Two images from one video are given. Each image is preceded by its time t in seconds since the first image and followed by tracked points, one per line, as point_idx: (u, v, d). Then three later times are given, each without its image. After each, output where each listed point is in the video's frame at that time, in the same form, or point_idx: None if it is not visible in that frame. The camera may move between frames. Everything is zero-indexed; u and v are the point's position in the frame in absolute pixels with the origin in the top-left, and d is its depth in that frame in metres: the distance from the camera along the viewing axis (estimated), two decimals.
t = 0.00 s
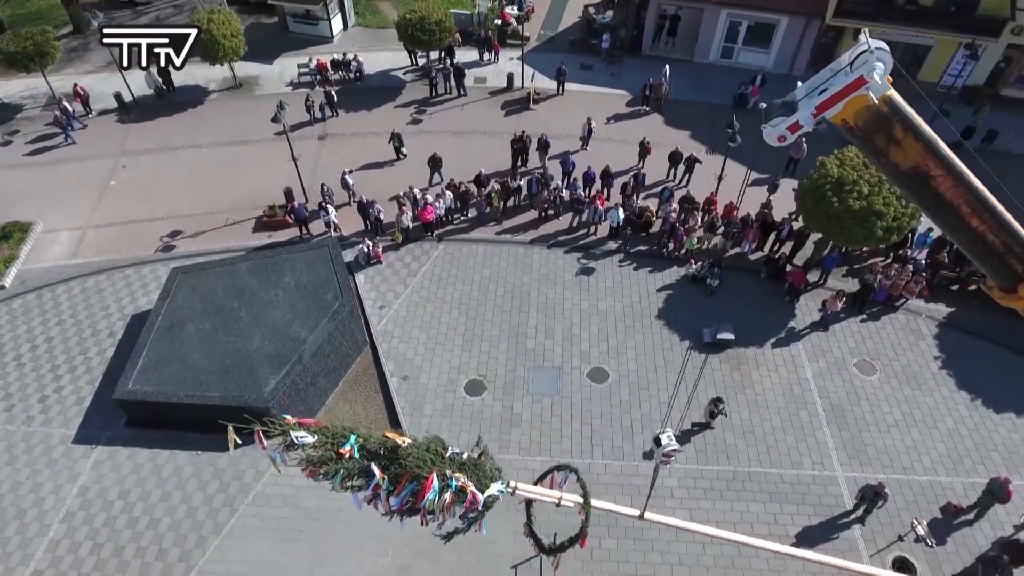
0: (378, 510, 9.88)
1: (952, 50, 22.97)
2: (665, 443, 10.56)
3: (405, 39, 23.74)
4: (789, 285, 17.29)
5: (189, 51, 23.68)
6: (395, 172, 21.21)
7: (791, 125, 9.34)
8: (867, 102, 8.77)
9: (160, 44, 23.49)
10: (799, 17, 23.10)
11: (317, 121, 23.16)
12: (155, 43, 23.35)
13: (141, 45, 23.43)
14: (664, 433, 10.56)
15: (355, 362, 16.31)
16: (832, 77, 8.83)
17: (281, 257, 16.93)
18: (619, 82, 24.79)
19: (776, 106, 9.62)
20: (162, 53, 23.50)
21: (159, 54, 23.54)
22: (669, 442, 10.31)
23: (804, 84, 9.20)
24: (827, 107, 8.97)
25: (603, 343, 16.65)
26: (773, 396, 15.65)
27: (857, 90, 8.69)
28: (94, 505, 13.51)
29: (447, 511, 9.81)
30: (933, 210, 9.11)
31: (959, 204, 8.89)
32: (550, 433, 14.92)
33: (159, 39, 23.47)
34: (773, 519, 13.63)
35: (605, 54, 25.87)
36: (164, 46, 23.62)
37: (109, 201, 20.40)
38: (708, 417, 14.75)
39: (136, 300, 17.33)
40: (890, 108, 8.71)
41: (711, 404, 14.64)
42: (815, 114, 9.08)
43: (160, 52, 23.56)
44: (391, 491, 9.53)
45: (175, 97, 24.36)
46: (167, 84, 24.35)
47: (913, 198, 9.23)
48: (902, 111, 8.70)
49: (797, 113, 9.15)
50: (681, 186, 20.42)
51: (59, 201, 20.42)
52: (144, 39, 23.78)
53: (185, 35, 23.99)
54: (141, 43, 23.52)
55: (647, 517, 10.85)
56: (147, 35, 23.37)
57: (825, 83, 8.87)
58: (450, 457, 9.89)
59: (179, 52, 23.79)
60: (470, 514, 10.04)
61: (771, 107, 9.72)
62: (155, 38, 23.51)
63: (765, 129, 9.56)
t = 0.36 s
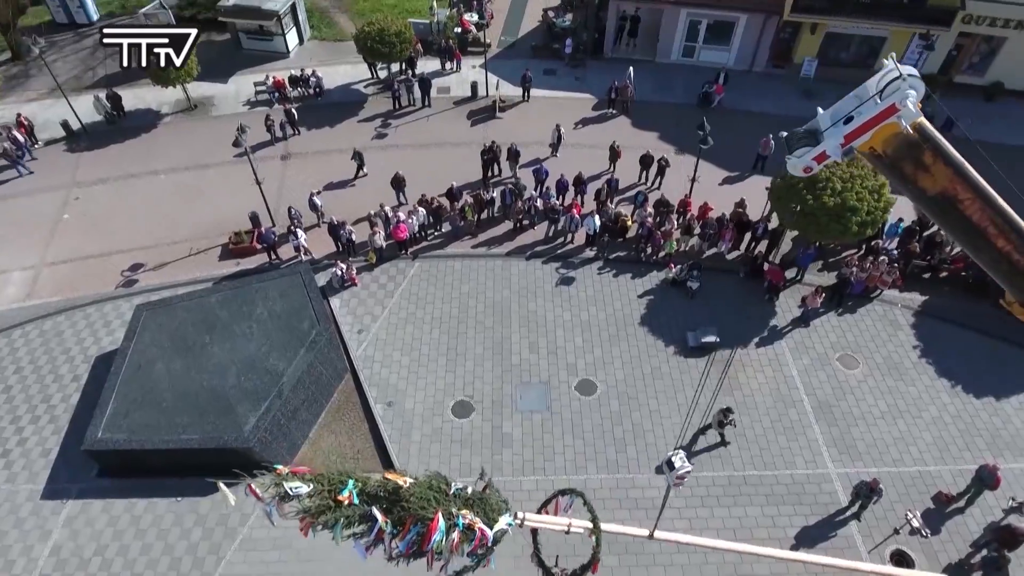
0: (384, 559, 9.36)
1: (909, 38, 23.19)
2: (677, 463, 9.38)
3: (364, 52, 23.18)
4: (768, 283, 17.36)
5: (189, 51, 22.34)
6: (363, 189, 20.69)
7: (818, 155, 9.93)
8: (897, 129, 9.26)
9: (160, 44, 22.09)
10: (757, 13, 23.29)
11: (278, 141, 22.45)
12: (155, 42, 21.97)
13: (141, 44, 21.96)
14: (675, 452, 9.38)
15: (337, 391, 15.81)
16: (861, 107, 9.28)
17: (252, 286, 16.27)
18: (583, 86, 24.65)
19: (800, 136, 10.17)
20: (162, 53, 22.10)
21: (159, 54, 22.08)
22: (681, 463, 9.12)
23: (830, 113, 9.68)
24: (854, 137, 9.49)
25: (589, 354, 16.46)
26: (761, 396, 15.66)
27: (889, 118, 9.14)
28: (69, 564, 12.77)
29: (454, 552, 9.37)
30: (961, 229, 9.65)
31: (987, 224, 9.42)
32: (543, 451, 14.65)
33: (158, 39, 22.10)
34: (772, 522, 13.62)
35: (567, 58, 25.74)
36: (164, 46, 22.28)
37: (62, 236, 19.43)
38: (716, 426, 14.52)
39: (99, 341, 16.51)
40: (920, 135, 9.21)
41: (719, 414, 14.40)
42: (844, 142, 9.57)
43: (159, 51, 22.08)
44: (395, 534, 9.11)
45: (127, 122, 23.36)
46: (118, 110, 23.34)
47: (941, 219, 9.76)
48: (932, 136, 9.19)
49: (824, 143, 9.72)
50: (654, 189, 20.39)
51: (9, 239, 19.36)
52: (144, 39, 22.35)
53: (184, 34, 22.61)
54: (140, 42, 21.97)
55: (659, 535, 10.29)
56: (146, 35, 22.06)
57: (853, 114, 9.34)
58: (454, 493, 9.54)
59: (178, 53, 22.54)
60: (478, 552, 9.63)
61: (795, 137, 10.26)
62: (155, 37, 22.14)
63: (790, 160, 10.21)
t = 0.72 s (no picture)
0: None
1: (864, 31, 23.51)
2: (693, 487, 9.86)
3: (323, 67, 22.56)
4: (748, 282, 17.42)
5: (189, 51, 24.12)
6: (332, 209, 20.12)
7: (852, 187, 10.08)
8: (936, 158, 9.26)
9: (161, 44, 23.93)
10: (716, 12, 23.38)
11: (239, 163, 21.70)
12: (156, 43, 23.80)
13: (142, 44, 23.86)
14: (692, 476, 9.85)
15: (319, 423, 15.29)
16: (897, 137, 9.36)
17: (223, 319, 15.58)
18: (548, 91, 24.45)
19: (831, 169, 10.32)
20: (162, 53, 24.12)
21: (159, 53, 24.06)
22: (698, 487, 9.56)
23: (863, 145, 9.80)
24: (891, 166, 9.56)
25: (575, 366, 16.26)
26: (750, 397, 15.67)
27: (929, 148, 9.21)
28: None
29: None
30: (1000, 264, 9.18)
31: None
32: (537, 470, 14.39)
33: (159, 38, 23.82)
34: (771, 524, 13.60)
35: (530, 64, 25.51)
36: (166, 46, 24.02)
37: (14, 277, 18.41)
38: (728, 435, 14.53)
39: (62, 387, 15.66)
40: (958, 163, 9.15)
41: (730, 423, 14.41)
42: (881, 174, 9.73)
43: (160, 52, 24.10)
44: None
45: (77, 151, 22.33)
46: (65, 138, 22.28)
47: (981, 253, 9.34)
48: (970, 165, 9.09)
49: (859, 174, 9.89)
50: (627, 193, 20.29)
51: None
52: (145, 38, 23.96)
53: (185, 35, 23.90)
54: (141, 41, 23.91)
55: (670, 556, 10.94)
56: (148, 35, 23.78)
57: (888, 144, 9.44)
58: (465, 532, 9.23)
59: (179, 52, 24.14)
60: None
61: (825, 170, 10.40)
62: (156, 37, 23.86)
63: (824, 192, 10.34)
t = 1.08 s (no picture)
0: None
1: (823, 26, 23.77)
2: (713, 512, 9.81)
3: (283, 85, 21.88)
4: (730, 283, 17.41)
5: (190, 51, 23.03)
6: (302, 231, 19.51)
7: (899, 222, 11.83)
8: (985, 191, 10.57)
9: (161, 44, 22.88)
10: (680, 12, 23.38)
11: (201, 188, 20.91)
12: (156, 43, 22.77)
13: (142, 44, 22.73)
14: (709, 501, 9.87)
15: (305, 457, 14.77)
16: (948, 172, 10.96)
17: (197, 355, 14.88)
18: (516, 99, 24.17)
19: (879, 205, 12.04)
20: (162, 54, 22.75)
21: (160, 54, 22.77)
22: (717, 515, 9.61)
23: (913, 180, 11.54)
24: (942, 197, 11.11)
25: (565, 380, 16.03)
26: (740, 401, 15.65)
27: (980, 181, 10.56)
28: None
29: None
30: None
31: None
32: (533, 490, 14.12)
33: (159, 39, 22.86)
34: (771, 529, 13.57)
35: (495, 71, 25.22)
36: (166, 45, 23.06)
37: None
38: (743, 441, 14.39)
39: (28, 439, 14.81)
40: (1005, 198, 10.34)
41: (744, 428, 14.25)
42: (929, 206, 11.31)
43: (160, 52, 22.83)
44: None
45: (27, 183, 21.24)
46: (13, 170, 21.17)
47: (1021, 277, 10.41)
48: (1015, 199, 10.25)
49: (907, 207, 11.55)
50: (603, 199, 20.15)
51: None
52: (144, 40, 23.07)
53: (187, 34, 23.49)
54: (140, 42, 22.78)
55: None
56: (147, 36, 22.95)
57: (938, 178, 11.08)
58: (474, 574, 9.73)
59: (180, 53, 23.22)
60: None
61: (869, 208, 12.20)
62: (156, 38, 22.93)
63: (869, 230, 12.10)
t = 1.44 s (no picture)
0: None
1: (783, 22, 23.96)
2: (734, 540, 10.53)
3: (242, 105, 21.14)
4: (711, 286, 17.39)
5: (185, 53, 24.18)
6: (272, 256, 18.86)
7: (948, 263, 16.04)
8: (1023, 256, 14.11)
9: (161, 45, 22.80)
10: (642, 14, 23.33)
11: (163, 217, 20.08)
12: (156, 43, 22.83)
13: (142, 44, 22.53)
14: (730, 530, 10.60)
15: (292, 494, 14.23)
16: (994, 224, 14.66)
17: (172, 394, 13.74)
18: (482, 107, 23.84)
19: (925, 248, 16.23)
20: (162, 53, 23.07)
21: (159, 54, 23.01)
22: (738, 542, 10.32)
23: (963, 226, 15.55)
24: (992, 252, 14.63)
25: (554, 396, 15.79)
26: (731, 404, 15.61)
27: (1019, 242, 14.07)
28: None
29: None
30: None
31: None
32: (531, 511, 13.84)
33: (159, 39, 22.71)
34: (772, 533, 13.53)
35: (460, 81, 24.85)
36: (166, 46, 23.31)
37: None
38: (756, 447, 14.27)
39: None
40: None
41: (756, 435, 14.19)
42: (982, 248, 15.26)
43: (161, 52, 22.99)
44: None
45: None
46: None
47: None
48: None
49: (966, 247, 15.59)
50: (578, 206, 19.98)
51: None
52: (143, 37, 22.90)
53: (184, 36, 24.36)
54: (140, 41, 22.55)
55: None
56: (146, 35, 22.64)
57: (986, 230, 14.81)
58: None
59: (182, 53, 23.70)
60: None
61: (922, 248, 16.29)
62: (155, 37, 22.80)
63: (922, 269, 16.32)
